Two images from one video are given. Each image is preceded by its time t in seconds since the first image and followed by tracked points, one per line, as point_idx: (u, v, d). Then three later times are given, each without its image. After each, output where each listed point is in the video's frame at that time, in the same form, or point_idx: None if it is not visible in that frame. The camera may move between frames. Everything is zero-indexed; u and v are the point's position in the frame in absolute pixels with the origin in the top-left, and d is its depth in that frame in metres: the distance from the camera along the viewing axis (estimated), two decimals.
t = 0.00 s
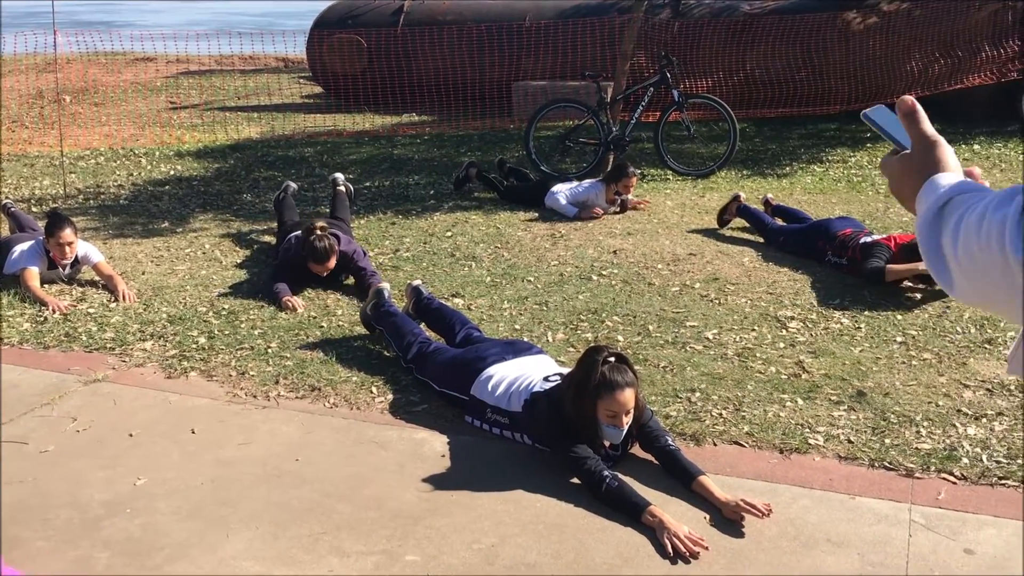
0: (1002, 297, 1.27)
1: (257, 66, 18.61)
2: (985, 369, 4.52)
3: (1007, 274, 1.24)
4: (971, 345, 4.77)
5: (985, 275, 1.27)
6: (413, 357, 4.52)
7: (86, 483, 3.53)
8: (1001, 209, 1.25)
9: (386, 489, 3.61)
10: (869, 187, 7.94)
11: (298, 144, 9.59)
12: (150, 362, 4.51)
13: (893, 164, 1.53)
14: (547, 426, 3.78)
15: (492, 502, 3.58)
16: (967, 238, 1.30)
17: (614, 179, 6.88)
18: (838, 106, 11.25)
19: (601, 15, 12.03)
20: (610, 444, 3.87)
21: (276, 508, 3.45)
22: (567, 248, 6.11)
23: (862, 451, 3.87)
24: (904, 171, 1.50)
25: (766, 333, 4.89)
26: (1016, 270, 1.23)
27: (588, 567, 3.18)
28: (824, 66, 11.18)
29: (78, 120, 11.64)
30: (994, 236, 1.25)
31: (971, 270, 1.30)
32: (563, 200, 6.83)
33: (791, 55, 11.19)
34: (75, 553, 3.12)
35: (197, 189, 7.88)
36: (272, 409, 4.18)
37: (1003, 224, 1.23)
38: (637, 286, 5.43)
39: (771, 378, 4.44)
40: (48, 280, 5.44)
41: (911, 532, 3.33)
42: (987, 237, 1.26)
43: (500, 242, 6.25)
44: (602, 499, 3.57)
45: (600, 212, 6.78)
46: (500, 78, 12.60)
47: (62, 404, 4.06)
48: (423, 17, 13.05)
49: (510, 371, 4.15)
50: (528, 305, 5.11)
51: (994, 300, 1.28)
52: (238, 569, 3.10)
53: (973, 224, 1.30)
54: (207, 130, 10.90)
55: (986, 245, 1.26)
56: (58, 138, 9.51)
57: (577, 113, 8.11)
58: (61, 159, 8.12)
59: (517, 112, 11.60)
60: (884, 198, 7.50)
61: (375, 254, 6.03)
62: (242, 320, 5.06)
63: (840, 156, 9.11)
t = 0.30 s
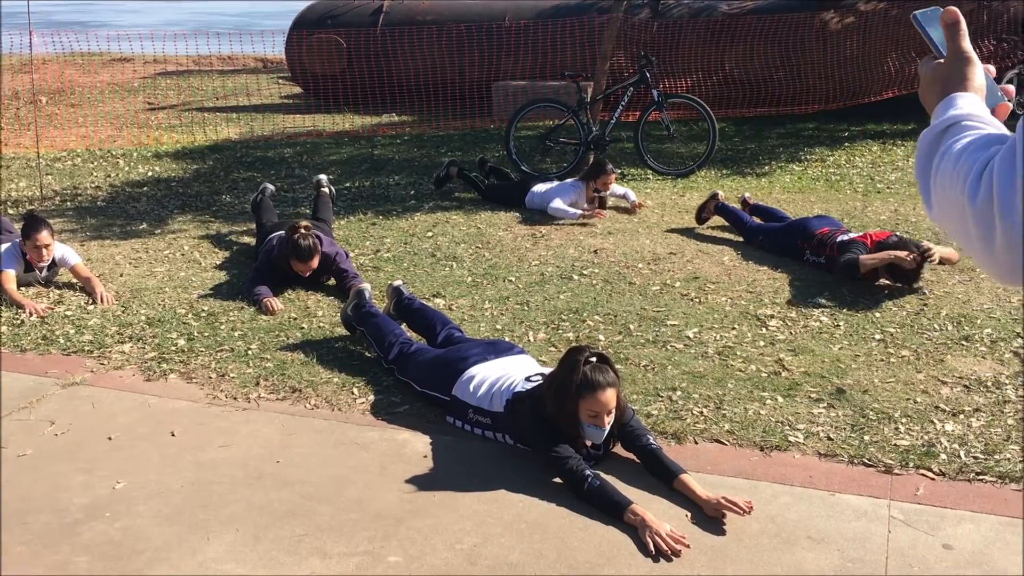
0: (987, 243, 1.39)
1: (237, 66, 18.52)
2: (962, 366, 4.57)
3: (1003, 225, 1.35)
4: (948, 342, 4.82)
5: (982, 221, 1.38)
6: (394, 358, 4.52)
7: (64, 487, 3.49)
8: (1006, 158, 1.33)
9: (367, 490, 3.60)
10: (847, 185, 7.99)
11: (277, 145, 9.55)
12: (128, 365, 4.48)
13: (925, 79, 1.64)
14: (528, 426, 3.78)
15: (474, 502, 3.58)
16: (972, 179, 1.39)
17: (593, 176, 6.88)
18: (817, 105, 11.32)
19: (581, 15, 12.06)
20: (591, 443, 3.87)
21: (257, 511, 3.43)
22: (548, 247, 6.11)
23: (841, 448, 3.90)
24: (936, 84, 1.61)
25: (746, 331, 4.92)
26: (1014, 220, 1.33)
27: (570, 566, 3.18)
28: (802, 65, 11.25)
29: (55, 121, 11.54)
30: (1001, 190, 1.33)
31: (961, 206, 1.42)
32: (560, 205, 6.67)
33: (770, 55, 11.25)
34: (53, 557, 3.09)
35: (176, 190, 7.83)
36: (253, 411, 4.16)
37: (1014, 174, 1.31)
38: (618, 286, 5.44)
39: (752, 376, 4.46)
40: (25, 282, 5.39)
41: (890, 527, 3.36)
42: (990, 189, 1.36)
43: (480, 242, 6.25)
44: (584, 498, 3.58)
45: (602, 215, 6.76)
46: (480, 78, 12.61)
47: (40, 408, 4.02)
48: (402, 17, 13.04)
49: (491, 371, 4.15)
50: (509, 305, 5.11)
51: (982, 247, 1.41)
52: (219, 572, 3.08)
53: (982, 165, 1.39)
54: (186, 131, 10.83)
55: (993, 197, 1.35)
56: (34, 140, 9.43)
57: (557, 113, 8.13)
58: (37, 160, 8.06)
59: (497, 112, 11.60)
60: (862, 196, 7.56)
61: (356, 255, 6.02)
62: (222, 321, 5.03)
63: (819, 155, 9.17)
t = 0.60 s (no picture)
0: (981, 243, 1.55)
1: (217, 66, 18.44)
2: (941, 363, 4.60)
3: (989, 228, 1.50)
4: (928, 339, 4.86)
5: (976, 224, 1.54)
6: (376, 358, 4.51)
7: (43, 491, 3.46)
8: (994, 171, 1.49)
9: (350, 492, 3.59)
10: (827, 184, 8.04)
11: (258, 146, 9.51)
12: (108, 367, 4.46)
13: (957, 82, 1.80)
14: (511, 426, 3.78)
15: (457, 503, 3.57)
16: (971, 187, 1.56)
17: (574, 177, 6.90)
18: (798, 105, 11.39)
19: (562, 15, 12.09)
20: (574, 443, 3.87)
21: (239, 513, 3.41)
22: (530, 247, 6.12)
23: (822, 445, 3.93)
24: (965, 88, 1.77)
25: (727, 330, 4.94)
26: (998, 223, 1.48)
27: (554, 566, 3.19)
28: (783, 65, 11.31)
29: (32, 122, 11.44)
30: (990, 197, 1.49)
31: (961, 212, 1.59)
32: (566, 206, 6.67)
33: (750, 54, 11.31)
34: (33, 562, 3.06)
35: (156, 191, 7.79)
36: (235, 413, 4.14)
37: (998, 182, 1.47)
38: (600, 285, 5.45)
39: (733, 375, 4.48)
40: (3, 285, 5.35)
41: (871, 524, 3.38)
42: (981, 197, 1.52)
43: (463, 242, 6.25)
44: (567, 497, 3.58)
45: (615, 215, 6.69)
46: (461, 78, 12.62)
47: (19, 412, 3.99)
48: (382, 18, 13.04)
49: (474, 371, 4.15)
50: (491, 305, 5.11)
51: (978, 247, 1.56)
52: (201, 574, 3.06)
53: (980, 174, 1.55)
54: (165, 131, 10.77)
55: (983, 202, 1.51)
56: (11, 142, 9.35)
57: (538, 112, 8.14)
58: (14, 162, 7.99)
59: (479, 112, 11.60)
60: (842, 195, 7.61)
61: (338, 256, 6.00)
62: (203, 323, 5.01)
63: (798, 155, 9.22)
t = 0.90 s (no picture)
0: (938, 222, 1.49)
1: (197, 66, 18.33)
2: (920, 360, 4.64)
3: (940, 206, 1.45)
4: (907, 336, 4.89)
5: (931, 202, 1.48)
6: (359, 359, 4.50)
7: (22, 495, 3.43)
8: (946, 149, 1.43)
9: (333, 493, 3.58)
10: (807, 183, 8.09)
11: (237, 146, 9.47)
12: (87, 370, 4.43)
13: (948, 77, 1.77)
14: (495, 426, 3.78)
15: (440, 503, 3.57)
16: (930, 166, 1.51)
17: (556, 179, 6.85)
18: (778, 104, 11.45)
19: (543, 15, 12.10)
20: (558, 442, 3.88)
21: (221, 516, 3.39)
22: (512, 247, 6.12)
23: (803, 442, 3.95)
24: (957, 81, 1.74)
25: (709, 328, 4.97)
26: (945, 201, 1.43)
27: (537, 565, 3.19)
28: (763, 65, 11.38)
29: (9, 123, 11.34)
30: (940, 174, 1.44)
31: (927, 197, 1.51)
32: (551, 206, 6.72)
33: (731, 54, 11.36)
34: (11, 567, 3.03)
35: (135, 193, 7.74)
36: (216, 415, 4.12)
37: (947, 160, 1.42)
38: (582, 284, 5.46)
39: (715, 373, 4.51)
40: None
41: (852, 520, 3.40)
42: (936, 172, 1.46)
43: (444, 242, 6.24)
44: (551, 496, 3.58)
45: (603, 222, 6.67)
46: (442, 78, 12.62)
47: None
48: (363, 17, 13.01)
49: (457, 372, 4.15)
50: (473, 305, 5.12)
51: (937, 228, 1.50)
52: None
53: (940, 153, 1.49)
54: (144, 132, 10.70)
55: (934, 181, 1.45)
56: None
57: (519, 112, 8.15)
58: None
59: (460, 112, 11.59)
60: (821, 194, 7.66)
61: (319, 257, 5.98)
62: (183, 325, 4.99)
63: (778, 154, 9.27)
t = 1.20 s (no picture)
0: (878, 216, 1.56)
1: (175, 67, 18.20)
2: (899, 357, 4.68)
3: (877, 201, 1.52)
4: (886, 333, 4.93)
5: (870, 198, 1.55)
6: (340, 360, 4.49)
7: None
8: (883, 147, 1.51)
9: (315, 495, 3.57)
10: (786, 182, 8.14)
11: (216, 147, 9.42)
12: (65, 373, 4.40)
13: (893, 87, 1.79)
14: (477, 427, 3.78)
15: (422, 504, 3.56)
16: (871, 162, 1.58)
17: (537, 181, 6.85)
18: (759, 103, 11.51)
19: (523, 14, 12.12)
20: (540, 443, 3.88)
21: (201, 518, 3.38)
22: (493, 247, 6.12)
23: (784, 440, 3.97)
24: (902, 91, 1.76)
25: (690, 327, 4.99)
26: (883, 195, 1.50)
27: (520, 564, 3.19)
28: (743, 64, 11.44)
29: None
30: (878, 171, 1.51)
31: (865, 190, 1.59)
32: (533, 207, 6.72)
33: (711, 53, 11.41)
34: None
35: (113, 194, 7.68)
36: (196, 417, 4.10)
37: (884, 158, 1.49)
38: (563, 284, 5.47)
39: (696, 371, 4.53)
40: None
41: (833, 517, 3.43)
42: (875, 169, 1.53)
43: (425, 242, 6.23)
44: (533, 496, 3.59)
45: (585, 222, 6.66)
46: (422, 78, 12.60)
47: None
48: (342, 17, 12.98)
49: (439, 373, 4.15)
50: (455, 305, 5.11)
51: (878, 222, 1.57)
52: None
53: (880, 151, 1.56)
54: (121, 133, 10.62)
55: (872, 178, 1.53)
56: None
57: (500, 112, 8.15)
58: None
59: (441, 112, 11.57)
60: (801, 192, 7.71)
61: (300, 258, 5.96)
62: (163, 326, 4.96)
63: (758, 153, 9.32)
